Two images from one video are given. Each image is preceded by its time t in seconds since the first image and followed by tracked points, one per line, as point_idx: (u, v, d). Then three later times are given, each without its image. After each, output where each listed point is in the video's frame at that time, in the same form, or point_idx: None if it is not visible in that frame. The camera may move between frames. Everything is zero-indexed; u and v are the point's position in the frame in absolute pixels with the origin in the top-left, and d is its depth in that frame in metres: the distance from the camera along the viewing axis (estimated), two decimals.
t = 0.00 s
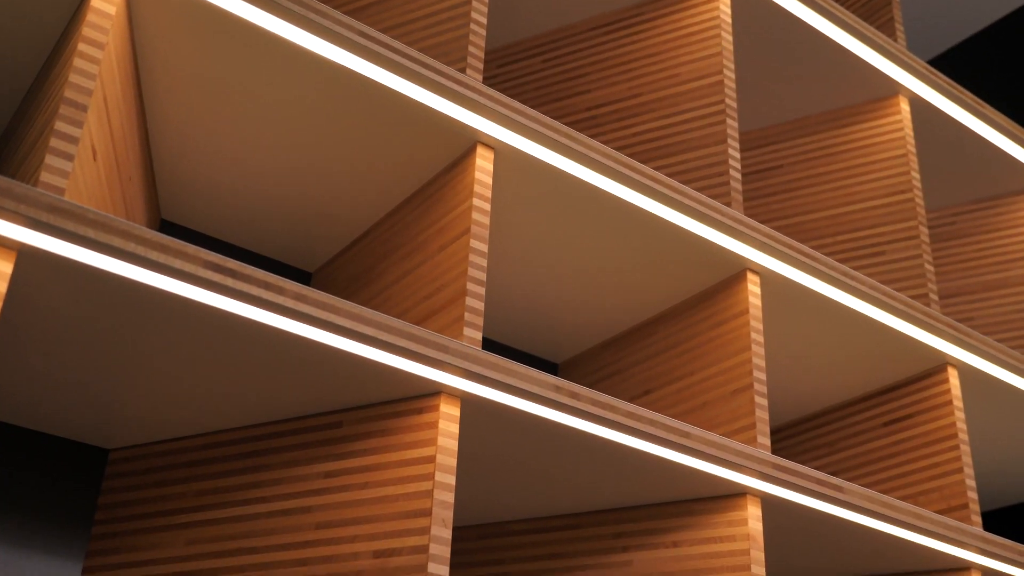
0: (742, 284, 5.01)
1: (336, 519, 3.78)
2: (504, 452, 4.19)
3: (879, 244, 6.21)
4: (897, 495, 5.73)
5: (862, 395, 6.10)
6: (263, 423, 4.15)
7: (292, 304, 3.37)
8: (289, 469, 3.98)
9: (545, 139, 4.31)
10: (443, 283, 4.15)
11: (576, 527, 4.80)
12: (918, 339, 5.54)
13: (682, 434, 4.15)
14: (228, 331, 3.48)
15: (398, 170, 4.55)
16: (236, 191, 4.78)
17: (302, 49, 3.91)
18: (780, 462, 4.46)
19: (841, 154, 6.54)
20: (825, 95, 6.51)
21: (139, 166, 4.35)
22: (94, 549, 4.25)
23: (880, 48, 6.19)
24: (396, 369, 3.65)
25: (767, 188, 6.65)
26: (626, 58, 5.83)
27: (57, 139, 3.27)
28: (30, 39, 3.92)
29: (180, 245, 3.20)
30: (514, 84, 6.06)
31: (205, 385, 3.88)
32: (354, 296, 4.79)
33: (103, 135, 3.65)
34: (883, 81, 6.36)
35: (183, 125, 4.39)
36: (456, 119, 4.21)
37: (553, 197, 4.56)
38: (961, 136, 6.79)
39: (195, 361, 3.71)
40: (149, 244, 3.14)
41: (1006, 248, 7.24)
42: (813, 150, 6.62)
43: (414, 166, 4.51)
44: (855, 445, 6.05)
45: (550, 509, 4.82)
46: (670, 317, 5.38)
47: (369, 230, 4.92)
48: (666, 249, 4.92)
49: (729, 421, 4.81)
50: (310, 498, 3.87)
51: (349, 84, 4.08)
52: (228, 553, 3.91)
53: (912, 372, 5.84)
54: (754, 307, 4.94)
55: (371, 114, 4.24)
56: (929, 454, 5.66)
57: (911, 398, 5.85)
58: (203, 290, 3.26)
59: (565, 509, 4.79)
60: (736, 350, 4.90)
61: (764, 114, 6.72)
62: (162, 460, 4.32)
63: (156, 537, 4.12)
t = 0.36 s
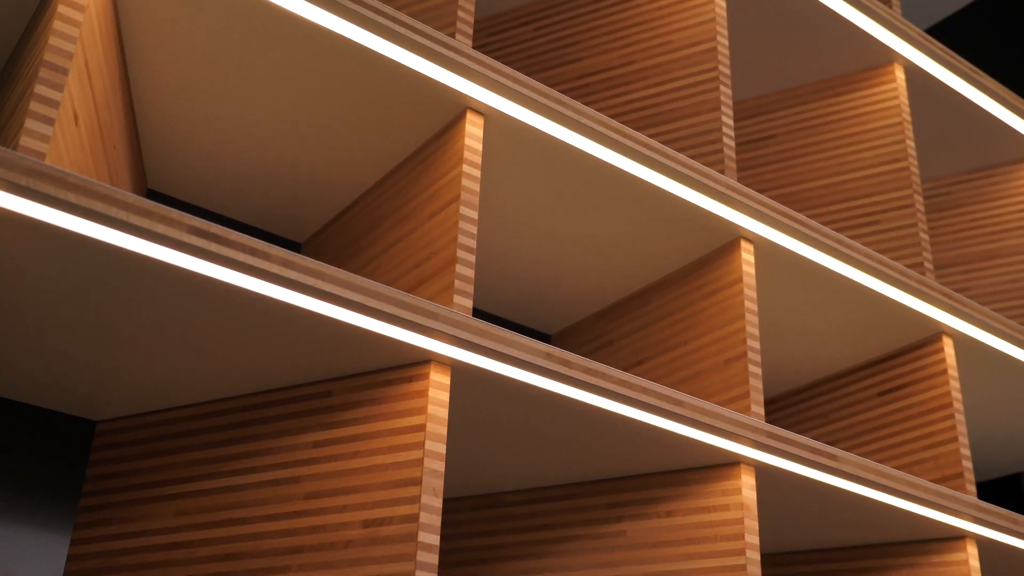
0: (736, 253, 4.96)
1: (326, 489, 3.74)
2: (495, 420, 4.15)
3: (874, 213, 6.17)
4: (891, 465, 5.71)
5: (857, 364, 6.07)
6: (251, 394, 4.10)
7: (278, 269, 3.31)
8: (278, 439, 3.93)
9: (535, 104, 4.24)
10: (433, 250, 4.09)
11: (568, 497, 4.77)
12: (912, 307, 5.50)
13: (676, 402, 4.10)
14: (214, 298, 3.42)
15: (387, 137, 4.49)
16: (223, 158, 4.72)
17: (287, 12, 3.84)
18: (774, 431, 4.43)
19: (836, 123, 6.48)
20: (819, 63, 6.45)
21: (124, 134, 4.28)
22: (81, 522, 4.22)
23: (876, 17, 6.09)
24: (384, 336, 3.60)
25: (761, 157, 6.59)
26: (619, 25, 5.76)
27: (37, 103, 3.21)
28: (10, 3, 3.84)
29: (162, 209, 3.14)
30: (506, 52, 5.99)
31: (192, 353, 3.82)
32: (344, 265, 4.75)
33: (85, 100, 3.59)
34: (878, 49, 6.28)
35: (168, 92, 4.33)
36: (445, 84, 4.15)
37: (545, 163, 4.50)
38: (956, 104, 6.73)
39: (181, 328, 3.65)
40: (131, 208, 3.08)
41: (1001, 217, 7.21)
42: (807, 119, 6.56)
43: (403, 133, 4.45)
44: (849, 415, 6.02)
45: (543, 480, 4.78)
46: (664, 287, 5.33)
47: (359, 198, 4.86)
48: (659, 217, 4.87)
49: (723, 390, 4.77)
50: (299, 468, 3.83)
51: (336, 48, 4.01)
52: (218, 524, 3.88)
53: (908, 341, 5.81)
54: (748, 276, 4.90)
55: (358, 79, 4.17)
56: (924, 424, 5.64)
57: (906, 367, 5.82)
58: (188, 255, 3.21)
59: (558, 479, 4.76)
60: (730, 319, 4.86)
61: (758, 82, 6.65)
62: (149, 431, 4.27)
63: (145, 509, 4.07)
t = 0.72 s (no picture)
0: (727, 219, 4.91)
1: (311, 456, 3.69)
2: (484, 387, 4.10)
3: (866, 181, 6.12)
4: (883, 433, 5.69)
5: (849, 332, 6.03)
6: (236, 361, 4.04)
7: (261, 232, 3.26)
8: (263, 406, 3.87)
9: (523, 66, 4.17)
10: (421, 215, 4.03)
11: (559, 465, 4.73)
12: (905, 274, 5.46)
13: (666, 368, 4.06)
14: (195, 261, 3.37)
15: (373, 101, 4.42)
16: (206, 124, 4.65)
17: None
18: (766, 397, 4.39)
19: (828, 89, 6.41)
20: (812, 29, 6.37)
21: (104, 98, 4.21)
22: (65, 492, 4.17)
23: None
24: (370, 301, 3.54)
25: (753, 125, 6.53)
26: None
27: (11, 62, 3.13)
28: None
29: (141, 170, 3.07)
30: (495, 17, 5.90)
31: (175, 319, 3.77)
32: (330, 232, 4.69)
33: (63, 61, 3.51)
34: (872, 15, 6.21)
35: (149, 55, 4.25)
36: (432, 46, 4.07)
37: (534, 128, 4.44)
38: (951, 71, 6.67)
39: (163, 293, 3.59)
40: (109, 169, 3.02)
41: (993, 185, 7.16)
42: (800, 85, 6.49)
43: (390, 97, 4.38)
44: (842, 384, 5.99)
45: (533, 448, 4.74)
46: (655, 254, 5.28)
47: (345, 165, 4.80)
48: (650, 182, 4.81)
49: (714, 357, 4.73)
50: (285, 435, 3.77)
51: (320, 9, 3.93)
52: (203, 493, 3.83)
53: (901, 309, 5.77)
54: (740, 242, 4.84)
55: (343, 41, 4.10)
56: (917, 391, 5.60)
57: (898, 335, 5.78)
58: (167, 217, 3.15)
59: (549, 447, 4.72)
60: (721, 286, 4.81)
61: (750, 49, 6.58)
62: (133, 400, 4.21)
63: (129, 479, 4.03)
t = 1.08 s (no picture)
0: (718, 191, 4.86)
1: (297, 430, 3.64)
2: (472, 360, 4.05)
3: (858, 154, 6.09)
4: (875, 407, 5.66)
5: (840, 307, 6.00)
6: (220, 335, 3.98)
7: (243, 201, 3.20)
8: (248, 380, 3.81)
9: (511, 35, 4.11)
10: (407, 186, 3.97)
11: (549, 440, 4.68)
12: (898, 247, 5.42)
13: (656, 340, 4.01)
14: (177, 231, 3.31)
15: (359, 71, 4.36)
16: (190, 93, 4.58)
17: None
18: (757, 369, 4.35)
19: (820, 62, 6.35)
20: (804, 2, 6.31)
21: (85, 68, 4.13)
22: (49, 469, 4.12)
23: None
24: (356, 272, 3.49)
25: (745, 98, 6.47)
26: None
27: None
28: None
29: (120, 138, 3.01)
30: None
31: (158, 292, 3.71)
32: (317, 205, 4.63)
33: (40, 28, 3.44)
34: None
35: (130, 23, 4.17)
36: (419, 14, 4.00)
37: (522, 98, 4.38)
38: (943, 45, 6.62)
39: (144, 265, 3.53)
40: (87, 136, 2.95)
41: (985, 160, 7.13)
42: (791, 58, 6.43)
43: (376, 67, 4.31)
44: (834, 358, 5.96)
45: (523, 423, 4.69)
46: (646, 228, 5.23)
47: (332, 137, 4.73)
48: (640, 154, 4.76)
49: (705, 330, 4.68)
50: (270, 409, 3.72)
51: None
52: (188, 467, 3.78)
53: (893, 283, 5.74)
54: (731, 214, 4.80)
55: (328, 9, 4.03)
56: (909, 365, 5.58)
57: (890, 310, 5.75)
58: (147, 186, 3.08)
59: (538, 422, 4.67)
60: (712, 259, 4.76)
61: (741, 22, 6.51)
62: (116, 375, 4.15)
63: (113, 454, 3.98)
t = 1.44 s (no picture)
0: (708, 168, 4.82)
1: (283, 407, 3.60)
2: (460, 337, 4.01)
3: (849, 131, 6.06)
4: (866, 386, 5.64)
5: (831, 285, 5.97)
6: (205, 313, 3.93)
7: (226, 174, 3.15)
8: (233, 357, 3.77)
9: (498, 9, 4.05)
10: (394, 161, 3.92)
11: (538, 418, 4.65)
12: (889, 225, 5.38)
13: (646, 316, 3.98)
14: (159, 205, 3.26)
15: (344, 44, 4.30)
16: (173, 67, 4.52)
17: None
18: (748, 346, 4.32)
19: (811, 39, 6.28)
20: None
21: (66, 41, 4.07)
22: (32, 449, 4.08)
23: None
24: (341, 247, 3.44)
25: (736, 75, 6.41)
26: None
27: None
28: None
29: (100, 109, 2.95)
30: None
31: (141, 268, 3.65)
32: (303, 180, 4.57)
33: None
34: None
35: None
36: None
37: (510, 73, 4.33)
38: (935, 22, 6.59)
39: (126, 240, 3.49)
40: (66, 107, 2.89)
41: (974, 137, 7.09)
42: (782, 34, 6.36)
43: (361, 40, 4.25)
44: (825, 337, 5.93)
45: (512, 401, 4.66)
46: (636, 205, 5.19)
47: (317, 112, 4.68)
48: (630, 129, 4.72)
49: (695, 308, 4.65)
50: (255, 387, 3.68)
51: None
52: (172, 446, 3.74)
53: (885, 261, 5.71)
54: (722, 191, 4.76)
55: None
56: (900, 344, 5.56)
57: (882, 288, 5.73)
58: (127, 158, 3.03)
59: (527, 400, 4.64)
60: (702, 236, 4.72)
61: None
62: (100, 354, 4.10)
63: (97, 433, 3.93)
